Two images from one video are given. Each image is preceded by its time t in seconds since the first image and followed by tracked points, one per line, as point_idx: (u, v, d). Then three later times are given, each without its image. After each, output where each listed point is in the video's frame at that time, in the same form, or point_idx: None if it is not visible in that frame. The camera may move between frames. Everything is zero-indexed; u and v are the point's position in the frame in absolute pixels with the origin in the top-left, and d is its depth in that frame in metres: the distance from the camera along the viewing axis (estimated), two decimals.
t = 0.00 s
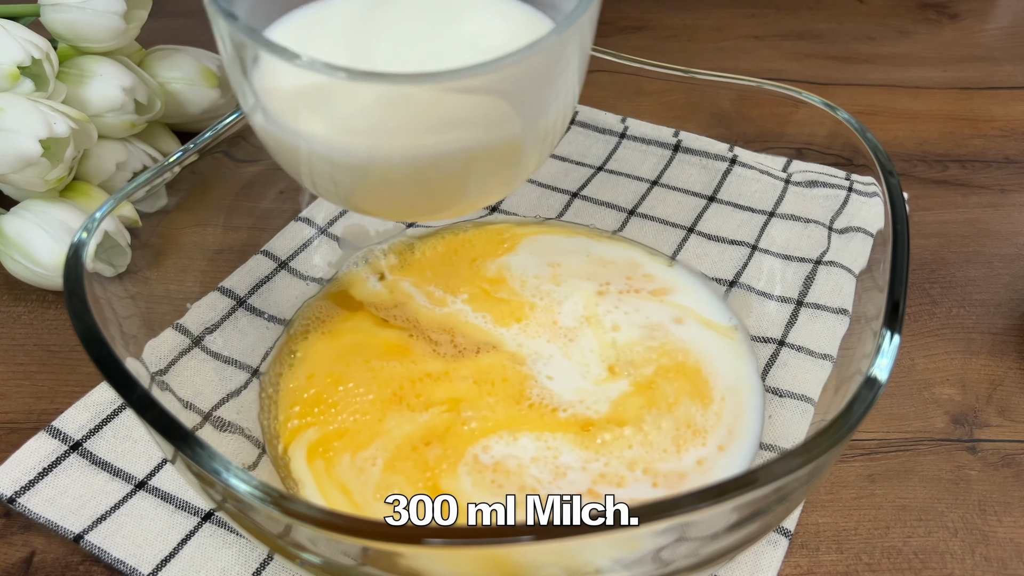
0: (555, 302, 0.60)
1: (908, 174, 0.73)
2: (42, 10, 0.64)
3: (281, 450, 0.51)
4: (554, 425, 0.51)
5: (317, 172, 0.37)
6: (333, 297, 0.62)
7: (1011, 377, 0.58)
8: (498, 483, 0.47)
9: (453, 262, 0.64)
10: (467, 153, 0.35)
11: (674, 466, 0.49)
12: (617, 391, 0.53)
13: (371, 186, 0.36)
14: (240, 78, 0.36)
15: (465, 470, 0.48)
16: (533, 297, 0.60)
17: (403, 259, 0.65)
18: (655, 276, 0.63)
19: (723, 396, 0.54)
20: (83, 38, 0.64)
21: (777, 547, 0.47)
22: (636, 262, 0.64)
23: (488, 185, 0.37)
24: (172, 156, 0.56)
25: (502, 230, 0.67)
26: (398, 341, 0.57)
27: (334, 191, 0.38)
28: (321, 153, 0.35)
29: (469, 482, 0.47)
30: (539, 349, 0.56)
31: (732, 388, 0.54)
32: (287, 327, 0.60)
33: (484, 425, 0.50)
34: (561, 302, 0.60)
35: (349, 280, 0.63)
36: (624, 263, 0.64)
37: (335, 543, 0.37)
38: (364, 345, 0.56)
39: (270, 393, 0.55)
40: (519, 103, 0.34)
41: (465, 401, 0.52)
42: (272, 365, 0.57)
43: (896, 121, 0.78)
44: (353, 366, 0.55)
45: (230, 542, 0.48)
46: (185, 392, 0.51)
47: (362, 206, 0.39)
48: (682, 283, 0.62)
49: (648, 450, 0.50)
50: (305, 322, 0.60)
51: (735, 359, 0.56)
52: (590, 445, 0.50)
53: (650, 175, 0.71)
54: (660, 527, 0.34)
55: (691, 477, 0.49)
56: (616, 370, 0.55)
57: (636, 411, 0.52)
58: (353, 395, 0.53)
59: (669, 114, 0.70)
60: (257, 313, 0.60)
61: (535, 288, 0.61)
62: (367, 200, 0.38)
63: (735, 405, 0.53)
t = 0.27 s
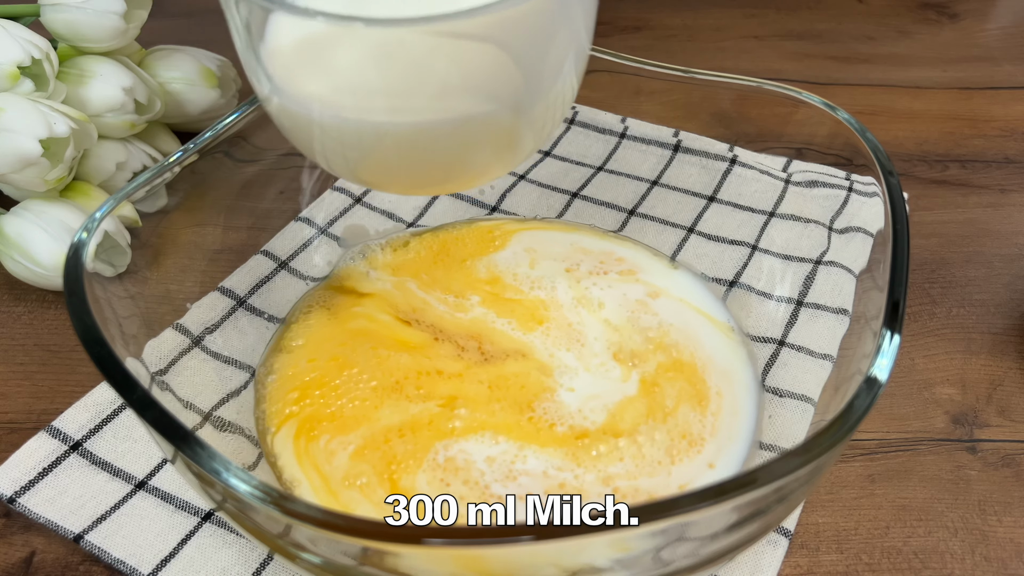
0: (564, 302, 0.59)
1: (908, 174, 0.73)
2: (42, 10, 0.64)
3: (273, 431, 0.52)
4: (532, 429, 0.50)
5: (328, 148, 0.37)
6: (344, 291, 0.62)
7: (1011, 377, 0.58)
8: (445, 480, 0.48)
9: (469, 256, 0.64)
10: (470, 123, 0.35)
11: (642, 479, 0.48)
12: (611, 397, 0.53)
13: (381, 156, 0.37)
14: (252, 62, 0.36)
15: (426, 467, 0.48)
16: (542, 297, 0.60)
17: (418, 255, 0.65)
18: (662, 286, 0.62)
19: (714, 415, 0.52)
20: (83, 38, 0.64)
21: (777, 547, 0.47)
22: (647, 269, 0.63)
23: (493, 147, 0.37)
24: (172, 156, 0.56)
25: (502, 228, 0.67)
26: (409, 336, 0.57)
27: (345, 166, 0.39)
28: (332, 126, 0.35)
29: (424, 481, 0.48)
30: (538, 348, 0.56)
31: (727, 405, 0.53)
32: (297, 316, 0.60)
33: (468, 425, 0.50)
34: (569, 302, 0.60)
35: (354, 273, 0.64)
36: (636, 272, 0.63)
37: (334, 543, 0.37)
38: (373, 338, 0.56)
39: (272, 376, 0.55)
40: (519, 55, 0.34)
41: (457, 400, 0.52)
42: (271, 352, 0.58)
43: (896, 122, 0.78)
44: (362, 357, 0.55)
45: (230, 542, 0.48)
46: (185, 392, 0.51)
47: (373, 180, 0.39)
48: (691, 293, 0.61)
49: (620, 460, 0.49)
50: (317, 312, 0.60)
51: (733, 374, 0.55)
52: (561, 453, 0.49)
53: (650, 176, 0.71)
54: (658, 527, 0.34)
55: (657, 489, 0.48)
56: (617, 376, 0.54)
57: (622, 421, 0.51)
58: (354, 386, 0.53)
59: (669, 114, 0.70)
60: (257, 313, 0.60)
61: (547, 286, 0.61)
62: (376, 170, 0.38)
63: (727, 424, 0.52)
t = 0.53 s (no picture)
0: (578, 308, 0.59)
1: (907, 174, 0.73)
2: (42, 10, 0.64)
3: (283, 427, 0.52)
4: (530, 436, 0.50)
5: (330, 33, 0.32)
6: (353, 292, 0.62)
7: (1010, 377, 0.58)
8: (433, 482, 0.47)
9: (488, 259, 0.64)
10: None
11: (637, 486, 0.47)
12: (612, 397, 0.52)
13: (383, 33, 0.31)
14: None
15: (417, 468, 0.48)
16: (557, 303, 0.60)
17: (431, 258, 0.65)
18: (665, 287, 0.62)
19: (719, 429, 0.51)
20: (83, 38, 0.64)
21: (776, 546, 0.47)
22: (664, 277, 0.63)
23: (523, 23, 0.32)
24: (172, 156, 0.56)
25: (503, 228, 0.67)
26: (426, 340, 0.57)
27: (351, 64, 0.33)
28: None
29: (424, 481, 0.47)
30: (539, 347, 0.56)
31: (735, 419, 0.52)
32: (311, 313, 0.61)
33: (470, 430, 0.50)
34: (584, 309, 0.59)
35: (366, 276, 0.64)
36: (639, 275, 0.63)
37: (335, 543, 0.37)
38: (391, 341, 0.57)
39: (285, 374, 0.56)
40: None
41: (463, 405, 0.52)
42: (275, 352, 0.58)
43: (895, 121, 0.78)
44: (378, 360, 0.55)
45: (230, 542, 0.48)
46: (185, 392, 0.51)
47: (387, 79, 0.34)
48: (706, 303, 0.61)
49: (616, 467, 0.48)
50: (333, 311, 0.60)
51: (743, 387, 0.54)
52: (555, 460, 0.49)
53: (649, 176, 0.71)
54: (659, 526, 0.34)
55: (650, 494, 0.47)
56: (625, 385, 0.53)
57: (623, 430, 0.50)
58: (367, 387, 0.53)
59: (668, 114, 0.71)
60: (258, 313, 0.61)
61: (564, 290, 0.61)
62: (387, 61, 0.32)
63: (734, 438, 0.51)
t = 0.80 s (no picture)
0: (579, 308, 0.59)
1: (907, 174, 0.73)
2: (42, 10, 0.64)
3: (280, 407, 0.52)
4: (517, 436, 0.50)
5: None
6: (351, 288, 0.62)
7: (1010, 377, 0.58)
8: (412, 479, 0.47)
9: (498, 254, 0.65)
10: None
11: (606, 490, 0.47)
12: (610, 396, 0.52)
13: None
14: None
15: (392, 463, 0.48)
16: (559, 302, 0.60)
17: (429, 254, 0.65)
18: (663, 287, 0.62)
19: (700, 442, 0.50)
20: (83, 39, 0.65)
21: (776, 545, 0.47)
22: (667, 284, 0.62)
23: None
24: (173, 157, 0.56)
25: (501, 227, 0.67)
26: (427, 337, 0.57)
27: None
28: None
29: (421, 481, 0.47)
30: (537, 346, 0.56)
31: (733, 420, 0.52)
32: (318, 303, 0.60)
33: (459, 429, 0.50)
34: (584, 308, 0.59)
35: (367, 272, 0.64)
36: (637, 274, 0.63)
37: (335, 543, 0.37)
38: (391, 336, 0.56)
39: (286, 360, 0.56)
40: None
41: (452, 401, 0.52)
42: (274, 347, 0.57)
43: (895, 121, 0.78)
44: (381, 353, 0.55)
45: (230, 542, 0.48)
46: (185, 392, 0.51)
47: None
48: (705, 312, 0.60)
49: (589, 470, 0.48)
50: (340, 300, 0.60)
51: (732, 400, 0.53)
52: (528, 459, 0.48)
53: (648, 176, 0.72)
54: (658, 526, 0.34)
55: (617, 497, 0.46)
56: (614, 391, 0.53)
57: (603, 433, 0.50)
58: (365, 379, 0.53)
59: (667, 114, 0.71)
60: (259, 314, 0.60)
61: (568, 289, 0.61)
62: None
63: (722, 446, 0.50)
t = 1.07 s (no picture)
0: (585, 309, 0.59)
1: (907, 174, 0.73)
2: (42, 10, 0.64)
3: (291, 405, 0.53)
4: (517, 436, 0.50)
5: None
6: (351, 289, 0.62)
7: (1010, 377, 0.58)
8: (411, 480, 0.48)
9: (506, 253, 0.65)
10: None
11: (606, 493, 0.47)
12: (610, 398, 0.52)
13: None
14: None
15: (395, 463, 0.48)
16: (563, 304, 0.60)
17: (429, 255, 0.65)
18: (663, 288, 0.62)
19: (704, 447, 0.50)
20: (83, 38, 0.64)
21: (776, 545, 0.47)
22: (674, 287, 0.62)
23: None
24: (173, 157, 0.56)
25: (502, 228, 0.67)
26: (428, 338, 0.57)
27: None
28: None
29: (420, 482, 0.48)
30: (538, 347, 0.56)
31: (733, 421, 0.52)
32: (318, 303, 0.60)
33: (459, 430, 0.50)
34: (584, 310, 0.59)
35: (367, 272, 0.63)
36: (637, 275, 0.63)
37: (335, 543, 0.37)
38: (391, 337, 0.57)
39: (292, 360, 0.56)
40: None
41: (459, 400, 0.52)
42: (274, 346, 0.57)
43: (895, 121, 0.78)
44: (391, 353, 0.55)
45: (230, 542, 0.48)
46: (185, 392, 0.51)
47: None
48: (712, 314, 0.60)
49: (590, 473, 0.48)
50: (341, 301, 0.60)
51: (737, 402, 0.53)
52: (529, 459, 0.48)
53: (648, 176, 0.72)
54: (659, 526, 0.34)
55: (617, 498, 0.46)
56: (619, 396, 0.53)
57: (606, 436, 0.50)
58: (375, 379, 0.53)
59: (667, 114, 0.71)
60: (259, 314, 0.60)
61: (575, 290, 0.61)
62: None
63: (722, 448, 0.50)
